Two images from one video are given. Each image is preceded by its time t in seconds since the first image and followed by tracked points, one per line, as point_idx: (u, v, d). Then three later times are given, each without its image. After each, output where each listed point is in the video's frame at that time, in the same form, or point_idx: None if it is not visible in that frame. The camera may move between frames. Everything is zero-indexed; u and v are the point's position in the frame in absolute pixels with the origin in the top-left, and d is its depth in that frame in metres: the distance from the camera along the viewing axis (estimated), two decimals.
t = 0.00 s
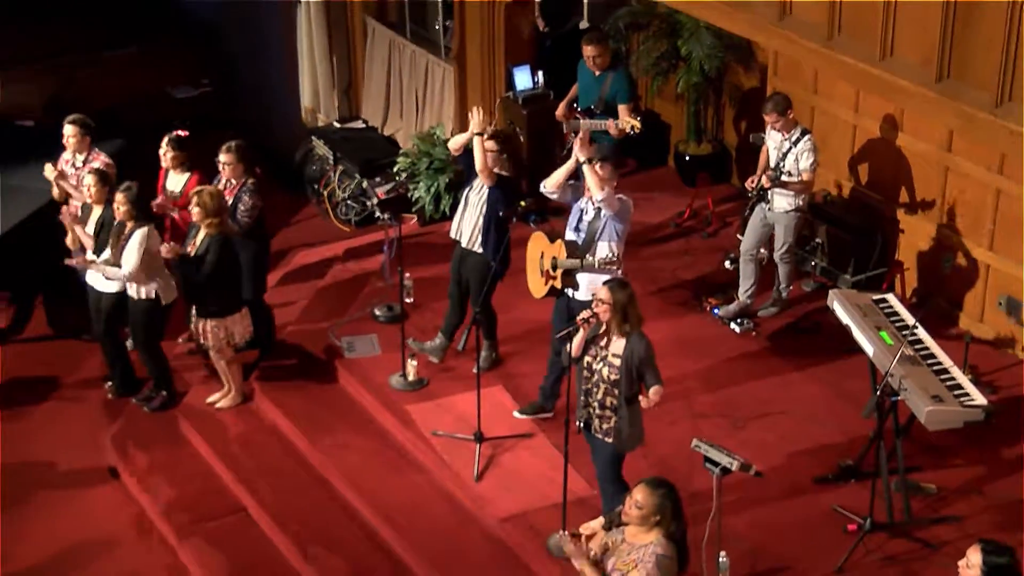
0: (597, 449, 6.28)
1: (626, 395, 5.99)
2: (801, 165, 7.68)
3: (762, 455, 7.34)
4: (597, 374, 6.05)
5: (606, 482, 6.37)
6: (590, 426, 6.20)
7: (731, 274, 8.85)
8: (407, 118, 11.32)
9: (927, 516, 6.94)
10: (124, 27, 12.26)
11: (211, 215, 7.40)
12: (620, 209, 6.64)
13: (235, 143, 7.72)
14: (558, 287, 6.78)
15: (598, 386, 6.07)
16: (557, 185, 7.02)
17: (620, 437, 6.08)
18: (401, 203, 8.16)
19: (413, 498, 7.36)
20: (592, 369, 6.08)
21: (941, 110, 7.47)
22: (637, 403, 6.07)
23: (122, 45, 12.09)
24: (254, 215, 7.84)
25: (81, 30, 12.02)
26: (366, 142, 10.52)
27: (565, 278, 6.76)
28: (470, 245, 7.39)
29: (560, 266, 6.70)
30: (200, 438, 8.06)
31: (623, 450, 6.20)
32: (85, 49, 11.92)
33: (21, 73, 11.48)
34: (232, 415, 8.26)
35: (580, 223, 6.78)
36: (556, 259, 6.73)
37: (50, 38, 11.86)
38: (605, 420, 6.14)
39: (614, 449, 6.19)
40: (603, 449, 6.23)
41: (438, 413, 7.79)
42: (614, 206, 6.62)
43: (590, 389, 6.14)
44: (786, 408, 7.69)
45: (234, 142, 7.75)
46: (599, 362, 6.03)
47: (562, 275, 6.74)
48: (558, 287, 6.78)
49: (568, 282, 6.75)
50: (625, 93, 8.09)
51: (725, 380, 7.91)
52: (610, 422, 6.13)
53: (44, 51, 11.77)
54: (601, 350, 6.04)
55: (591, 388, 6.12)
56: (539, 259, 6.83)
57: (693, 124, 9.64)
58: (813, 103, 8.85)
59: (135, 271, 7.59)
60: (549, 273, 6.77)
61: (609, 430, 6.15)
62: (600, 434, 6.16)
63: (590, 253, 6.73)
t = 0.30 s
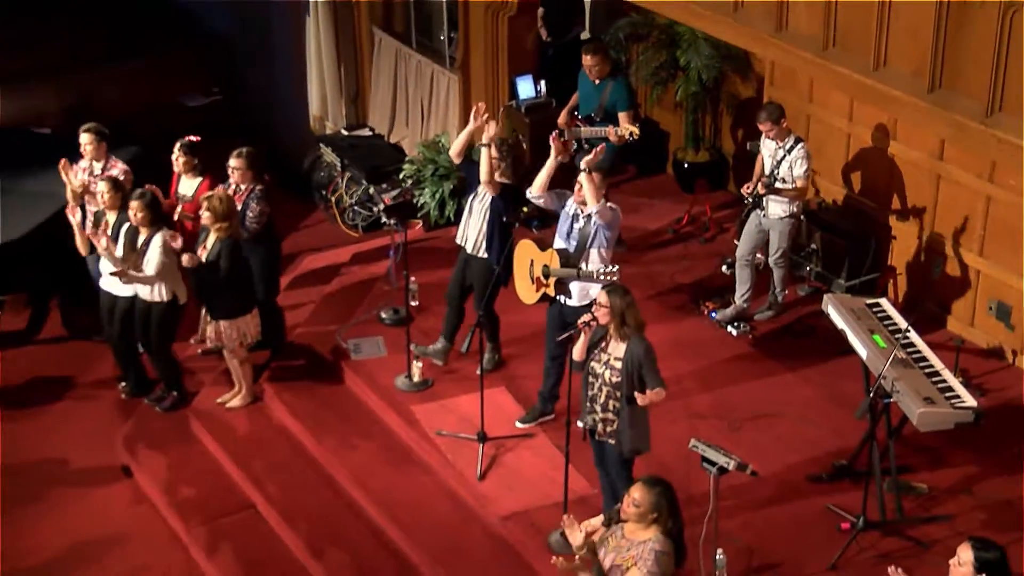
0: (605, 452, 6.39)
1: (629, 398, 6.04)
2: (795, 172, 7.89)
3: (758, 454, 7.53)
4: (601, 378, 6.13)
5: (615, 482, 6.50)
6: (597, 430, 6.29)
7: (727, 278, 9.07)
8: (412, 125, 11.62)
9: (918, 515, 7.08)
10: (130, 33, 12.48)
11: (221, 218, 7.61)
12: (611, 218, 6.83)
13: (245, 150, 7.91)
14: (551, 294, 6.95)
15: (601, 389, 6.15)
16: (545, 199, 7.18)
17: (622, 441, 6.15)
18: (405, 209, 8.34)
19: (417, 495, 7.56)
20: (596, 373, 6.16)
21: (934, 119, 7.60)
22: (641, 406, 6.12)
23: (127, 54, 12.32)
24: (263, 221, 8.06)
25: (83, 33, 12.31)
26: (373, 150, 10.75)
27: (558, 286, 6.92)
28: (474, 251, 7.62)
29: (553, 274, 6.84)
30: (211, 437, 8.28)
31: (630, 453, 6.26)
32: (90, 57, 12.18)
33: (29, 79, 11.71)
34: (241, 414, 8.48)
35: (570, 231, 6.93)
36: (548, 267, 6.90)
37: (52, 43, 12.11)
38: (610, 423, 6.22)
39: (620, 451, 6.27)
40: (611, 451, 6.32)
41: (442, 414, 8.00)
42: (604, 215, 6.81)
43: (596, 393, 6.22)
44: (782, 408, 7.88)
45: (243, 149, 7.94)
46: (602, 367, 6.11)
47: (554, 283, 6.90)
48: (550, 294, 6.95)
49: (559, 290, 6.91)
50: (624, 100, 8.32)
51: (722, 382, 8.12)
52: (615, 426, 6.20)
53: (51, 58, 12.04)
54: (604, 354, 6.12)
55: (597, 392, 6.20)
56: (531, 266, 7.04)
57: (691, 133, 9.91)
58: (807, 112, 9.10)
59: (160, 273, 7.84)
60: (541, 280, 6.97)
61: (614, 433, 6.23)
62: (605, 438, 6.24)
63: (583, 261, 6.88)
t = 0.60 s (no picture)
0: (615, 457, 6.56)
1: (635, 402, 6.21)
2: (797, 180, 8.09)
3: (760, 455, 7.70)
4: (608, 383, 6.30)
5: (624, 484, 6.67)
6: (606, 434, 6.46)
7: (730, 284, 9.27)
8: (424, 133, 11.89)
9: (917, 516, 7.24)
10: (139, 36, 12.37)
11: (237, 226, 7.84)
12: (607, 224, 7.01)
13: (261, 159, 8.19)
14: (549, 299, 7.11)
15: (609, 394, 6.32)
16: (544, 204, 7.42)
17: (630, 444, 6.32)
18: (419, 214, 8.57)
19: (428, 495, 7.73)
20: (604, 378, 6.34)
21: (934, 130, 7.77)
22: (648, 409, 6.29)
23: (144, 57, 12.16)
24: (281, 230, 8.25)
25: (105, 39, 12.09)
26: (386, 159, 10.92)
27: (555, 291, 7.09)
28: (484, 258, 7.79)
29: (550, 280, 6.99)
30: (226, 438, 8.47)
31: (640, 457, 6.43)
32: (113, 61, 11.99)
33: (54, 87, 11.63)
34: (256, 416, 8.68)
35: (567, 237, 7.13)
36: (546, 273, 7.08)
37: (75, 50, 11.88)
38: (618, 428, 6.39)
39: (629, 456, 6.44)
40: (620, 456, 6.50)
41: (452, 415, 8.16)
42: (601, 222, 6.98)
43: (604, 399, 6.40)
44: (784, 411, 8.06)
45: (260, 159, 8.20)
46: (610, 372, 6.29)
47: (552, 288, 7.07)
48: (548, 300, 7.11)
49: (557, 296, 7.08)
50: (630, 110, 8.53)
51: (725, 384, 8.30)
52: (623, 430, 6.37)
53: (75, 65, 11.82)
54: (611, 360, 6.29)
55: (605, 397, 6.38)
56: (528, 273, 7.23)
57: (695, 142, 10.13)
58: (810, 122, 9.34)
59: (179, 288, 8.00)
60: (538, 286, 7.14)
61: (623, 437, 6.40)
62: (615, 441, 6.42)
63: (580, 266, 7.10)
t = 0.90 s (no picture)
0: (625, 459, 6.70)
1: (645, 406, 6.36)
2: (803, 188, 8.23)
3: (768, 457, 7.83)
4: (618, 386, 6.44)
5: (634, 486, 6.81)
6: (615, 437, 6.60)
7: (739, 290, 9.42)
8: (437, 141, 12.09)
9: (923, 518, 7.34)
10: (144, 39, 12.42)
11: (255, 231, 8.00)
12: (606, 227, 7.19)
13: (279, 167, 8.34)
14: (552, 305, 7.24)
15: (619, 397, 6.46)
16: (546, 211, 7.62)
17: (640, 446, 6.47)
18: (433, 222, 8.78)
19: (442, 497, 7.88)
20: (613, 382, 6.48)
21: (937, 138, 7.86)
22: (657, 412, 6.43)
23: (151, 62, 12.25)
24: (299, 236, 8.44)
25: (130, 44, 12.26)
26: (401, 166, 11.18)
27: (558, 297, 7.23)
28: (496, 263, 7.96)
29: (554, 286, 7.10)
30: (244, 441, 8.64)
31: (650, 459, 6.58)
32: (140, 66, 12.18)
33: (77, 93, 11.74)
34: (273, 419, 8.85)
35: (567, 244, 7.31)
36: (549, 278, 7.18)
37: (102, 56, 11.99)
38: (627, 430, 6.52)
39: (639, 458, 6.59)
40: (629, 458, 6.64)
41: (466, 419, 8.32)
42: (600, 225, 7.16)
43: (613, 401, 6.54)
44: (792, 415, 8.19)
45: (278, 167, 8.35)
46: (619, 376, 6.42)
47: (555, 294, 7.20)
48: (552, 305, 7.24)
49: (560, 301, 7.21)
50: (641, 120, 8.67)
51: (734, 388, 8.44)
52: (633, 432, 6.51)
53: (83, 69, 11.84)
54: (621, 363, 6.42)
55: (614, 400, 6.52)
56: (531, 279, 7.33)
57: (705, 150, 10.30)
58: (817, 131, 9.54)
59: (188, 285, 8.18)
60: (541, 292, 7.25)
61: (632, 440, 6.54)
62: (625, 444, 6.55)
63: (582, 270, 7.25)
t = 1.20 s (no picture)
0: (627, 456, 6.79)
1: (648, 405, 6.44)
2: (811, 193, 8.31)
3: (775, 460, 7.91)
4: (622, 385, 6.52)
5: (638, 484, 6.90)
6: (618, 434, 6.69)
7: (746, 294, 9.50)
8: (448, 148, 12.22)
9: (930, 521, 7.40)
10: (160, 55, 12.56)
11: (267, 234, 8.09)
12: (613, 235, 7.19)
13: (291, 172, 8.48)
14: (555, 309, 7.35)
15: (622, 395, 6.54)
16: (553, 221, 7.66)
17: (642, 444, 6.56)
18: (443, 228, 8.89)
19: (452, 498, 7.97)
20: (617, 380, 6.56)
21: (943, 143, 7.93)
22: (659, 412, 6.51)
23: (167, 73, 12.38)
24: (309, 240, 8.56)
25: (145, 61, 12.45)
26: (412, 172, 11.22)
27: (562, 301, 7.33)
28: (505, 268, 8.04)
29: (558, 291, 7.25)
30: (257, 444, 8.75)
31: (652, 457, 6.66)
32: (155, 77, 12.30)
33: (98, 101, 11.80)
34: (285, 422, 8.95)
35: (572, 250, 7.37)
36: (552, 284, 7.31)
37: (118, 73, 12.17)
38: (630, 428, 6.61)
39: (641, 456, 6.67)
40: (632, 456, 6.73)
41: (476, 422, 8.41)
42: (606, 234, 7.17)
43: (616, 399, 6.62)
44: (799, 418, 8.27)
45: (290, 172, 8.50)
46: (623, 374, 6.50)
47: (559, 299, 7.31)
48: (554, 310, 7.35)
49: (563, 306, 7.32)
50: (649, 126, 8.77)
51: (741, 392, 8.52)
52: (635, 430, 6.59)
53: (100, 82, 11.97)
54: (626, 362, 6.50)
55: (617, 397, 6.60)
56: (533, 284, 7.43)
57: (712, 156, 10.39)
58: (824, 137, 9.62)
59: (199, 287, 8.28)
60: (544, 297, 7.36)
61: (634, 437, 6.62)
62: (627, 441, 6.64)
63: (586, 276, 7.30)
